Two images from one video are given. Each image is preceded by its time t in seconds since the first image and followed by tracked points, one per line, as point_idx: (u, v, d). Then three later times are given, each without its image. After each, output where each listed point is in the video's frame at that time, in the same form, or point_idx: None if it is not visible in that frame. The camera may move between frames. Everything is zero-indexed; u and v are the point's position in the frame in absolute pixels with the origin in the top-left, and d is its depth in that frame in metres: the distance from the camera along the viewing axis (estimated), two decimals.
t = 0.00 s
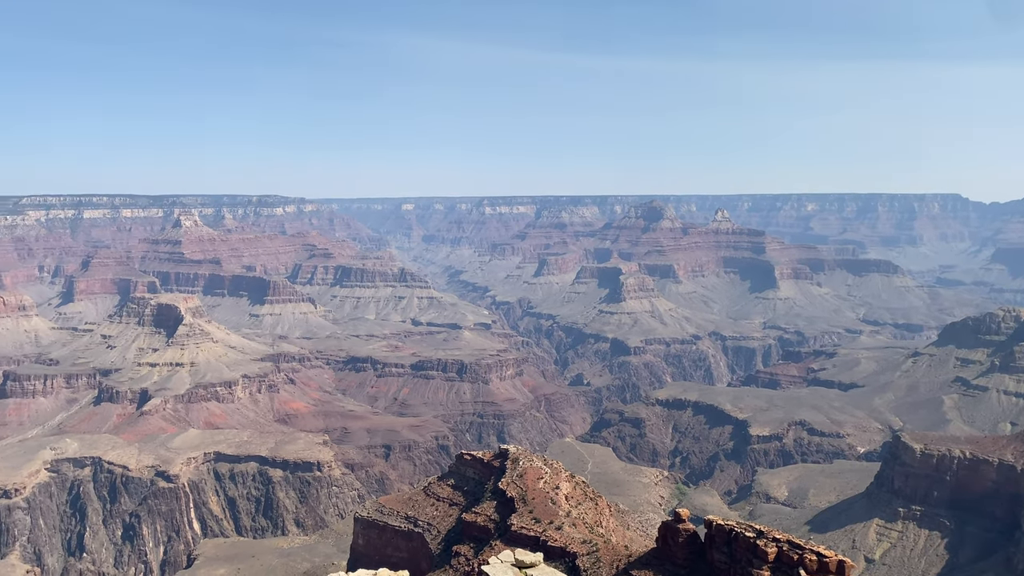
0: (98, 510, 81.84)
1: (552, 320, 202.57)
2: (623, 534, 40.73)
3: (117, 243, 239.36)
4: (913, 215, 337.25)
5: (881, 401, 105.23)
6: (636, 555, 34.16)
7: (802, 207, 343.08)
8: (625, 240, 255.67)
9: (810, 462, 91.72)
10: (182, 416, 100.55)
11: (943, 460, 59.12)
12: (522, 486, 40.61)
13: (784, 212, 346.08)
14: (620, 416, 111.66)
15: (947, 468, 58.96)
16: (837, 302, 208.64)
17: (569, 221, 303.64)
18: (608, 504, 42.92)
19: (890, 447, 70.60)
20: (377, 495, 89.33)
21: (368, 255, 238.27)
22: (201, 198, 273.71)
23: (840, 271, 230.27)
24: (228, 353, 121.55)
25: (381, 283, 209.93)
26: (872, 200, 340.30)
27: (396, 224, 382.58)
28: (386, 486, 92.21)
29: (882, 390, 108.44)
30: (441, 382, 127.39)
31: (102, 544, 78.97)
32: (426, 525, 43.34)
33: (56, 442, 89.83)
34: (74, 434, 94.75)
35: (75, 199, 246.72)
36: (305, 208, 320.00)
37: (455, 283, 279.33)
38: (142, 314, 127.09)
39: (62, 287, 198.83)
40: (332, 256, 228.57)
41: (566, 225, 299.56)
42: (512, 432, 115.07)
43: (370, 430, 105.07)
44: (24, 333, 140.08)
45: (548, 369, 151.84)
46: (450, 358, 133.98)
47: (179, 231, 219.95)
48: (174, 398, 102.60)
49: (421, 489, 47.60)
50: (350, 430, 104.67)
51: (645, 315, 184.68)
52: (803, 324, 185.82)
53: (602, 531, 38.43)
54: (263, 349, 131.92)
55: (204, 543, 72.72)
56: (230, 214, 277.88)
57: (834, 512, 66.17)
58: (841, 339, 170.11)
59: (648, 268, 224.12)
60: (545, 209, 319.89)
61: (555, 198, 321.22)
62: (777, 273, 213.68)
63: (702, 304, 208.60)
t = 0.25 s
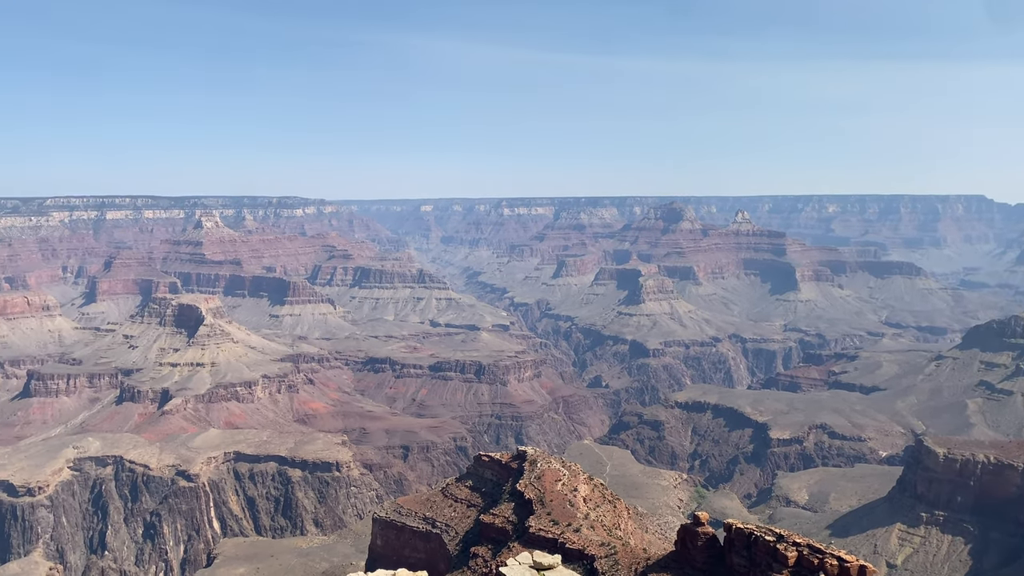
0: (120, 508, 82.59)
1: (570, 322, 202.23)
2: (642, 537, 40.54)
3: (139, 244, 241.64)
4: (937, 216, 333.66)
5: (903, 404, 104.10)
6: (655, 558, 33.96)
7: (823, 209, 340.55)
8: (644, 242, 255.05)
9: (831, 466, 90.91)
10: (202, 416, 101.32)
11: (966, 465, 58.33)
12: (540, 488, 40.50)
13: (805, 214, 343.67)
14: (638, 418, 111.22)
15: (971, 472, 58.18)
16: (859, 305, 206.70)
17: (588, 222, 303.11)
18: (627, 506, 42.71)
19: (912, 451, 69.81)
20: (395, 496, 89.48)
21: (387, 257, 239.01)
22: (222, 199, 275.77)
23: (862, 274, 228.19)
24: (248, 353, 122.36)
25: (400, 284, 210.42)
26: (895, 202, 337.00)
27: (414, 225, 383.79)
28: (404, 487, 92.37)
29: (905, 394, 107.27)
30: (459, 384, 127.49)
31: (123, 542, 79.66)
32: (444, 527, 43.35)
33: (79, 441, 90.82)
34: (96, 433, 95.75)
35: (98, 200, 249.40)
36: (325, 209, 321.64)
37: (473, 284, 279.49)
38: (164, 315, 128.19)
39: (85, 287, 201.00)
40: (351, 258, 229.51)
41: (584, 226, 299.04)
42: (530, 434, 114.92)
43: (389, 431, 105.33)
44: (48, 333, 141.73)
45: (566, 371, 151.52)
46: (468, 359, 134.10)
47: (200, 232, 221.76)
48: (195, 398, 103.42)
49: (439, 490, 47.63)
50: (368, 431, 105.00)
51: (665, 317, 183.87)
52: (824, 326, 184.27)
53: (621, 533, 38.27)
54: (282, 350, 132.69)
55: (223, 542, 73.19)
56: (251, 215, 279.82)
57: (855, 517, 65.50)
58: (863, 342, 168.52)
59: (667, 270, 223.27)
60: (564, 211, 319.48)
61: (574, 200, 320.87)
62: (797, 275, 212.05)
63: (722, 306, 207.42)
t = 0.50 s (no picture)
0: (146, 506, 83.49)
1: (592, 324, 201.86)
2: (664, 540, 40.33)
3: (165, 245, 244.41)
4: (965, 218, 329.30)
5: (930, 409, 102.82)
6: (677, 561, 33.75)
7: (848, 211, 337.81)
8: (667, 244, 254.23)
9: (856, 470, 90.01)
10: (227, 416, 102.26)
11: (995, 471, 57.48)
12: (561, 490, 40.44)
13: (830, 216, 340.97)
14: (661, 421, 110.73)
15: (999, 478, 57.35)
16: (884, 307, 204.44)
17: (610, 224, 302.48)
18: (649, 510, 42.49)
19: (939, 456, 68.87)
20: (417, 497, 89.70)
21: (410, 258, 239.91)
22: (247, 201, 278.34)
23: (888, 276, 225.64)
24: (272, 353, 123.33)
25: (422, 286, 211.12)
26: (922, 204, 333.08)
27: (437, 227, 385.08)
28: (426, 488, 92.60)
29: (931, 398, 105.92)
30: (481, 385, 127.66)
31: (148, 540, 80.49)
32: (465, 528, 43.38)
33: (105, 439, 92.00)
34: (123, 432, 96.92)
35: (126, 202, 252.51)
36: (348, 211, 323.58)
37: (495, 286, 279.71)
38: (189, 315, 129.52)
39: (113, 288, 203.65)
40: (373, 259, 230.66)
41: (607, 228, 298.48)
42: (551, 436, 114.81)
43: (411, 432, 105.65)
44: (76, 333, 143.72)
45: (588, 373, 151.18)
46: (490, 361, 134.21)
47: (225, 233, 223.88)
48: (220, 398, 104.41)
49: (460, 492, 47.68)
50: (390, 432, 105.40)
51: (687, 319, 182.97)
52: (850, 329, 182.53)
53: (643, 536, 38.08)
54: (306, 350, 133.64)
55: (247, 541, 73.74)
56: (275, 216, 282.15)
57: (881, 522, 64.74)
58: (889, 345, 166.67)
59: (690, 272, 222.18)
60: (586, 213, 319.02)
61: (596, 201, 320.37)
62: (822, 277, 210.16)
63: (746, 309, 206.08)
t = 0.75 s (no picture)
0: (170, 505, 84.29)
1: (614, 326, 201.26)
2: (687, 544, 40.08)
3: (190, 246, 246.99)
4: (994, 221, 324.58)
5: (957, 414, 101.39)
6: (699, 566, 33.52)
7: (874, 213, 335.04)
8: (689, 246, 253.08)
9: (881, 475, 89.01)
10: (250, 416, 103.07)
11: None
12: (583, 493, 40.32)
13: (855, 218, 337.97)
14: (683, 424, 110.14)
15: None
16: (911, 311, 201.87)
17: (632, 226, 301.54)
18: (671, 513, 42.23)
19: (966, 462, 67.89)
20: (438, 498, 89.82)
21: (432, 260, 240.46)
22: (271, 203, 280.64)
23: (914, 279, 222.99)
24: (295, 354, 124.17)
25: (444, 287, 211.51)
26: (949, 206, 328.72)
27: (459, 229, 385.95)
28: (447, 489, 92.73)
29: (959, 403, 104.43)
30: (502, 387, 127.68)
31: (173, 538, 81.24)
32: (486, 530, 43.37)
33: (131, 438, 93.09)
34: (148, 431, 97.98)
35: (152, 203, 255.33)
36: (371, 213, 325.17)
37: (517, 288, 279.69)
38: (214, 316, 130.73)
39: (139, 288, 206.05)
40: (396, 260, 231.50)
41: (629, 230, 297.60)
42: (573, 438, 114.57)
43: (432, 433, 105.90)
44: (103, 333, 145.56)
45: (609, 376, 150.66)
46: (511, 362, 134.21)
47: (249, 235, 225.78)
48: (243, 398, 105.28)
49: (481, 493, 47.68)
50: (412, 433, 105.72)
51: (710, 322, 181.87)
52: (875, 333, 180.49)
53: (664, 540, 37.86)
54: (328, 351, 134.44)
55: (269, 540, 74.24)
56: (299, 218, 284.14)
57: (907, 528, 63.97)
58: (916, 349, 164.63)
59: (714, 275, 220.84)
60: (608, 214, 318.24)
61: (618, 203, 319.54)
62: (847, 280, 207.96)
63: (770, 312, 204.45)
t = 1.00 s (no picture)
0: (194, 504, 85.08)
1: (636, 328, 200.58)
2: (708, 548, 39.83)
3: (215, 247, 249.45)
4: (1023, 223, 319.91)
5: (985, 419, 99.95)
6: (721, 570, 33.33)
7: (900, 215, 333.35)
8: (712, 248, 251.91)
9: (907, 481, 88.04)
10: (273, 416, 103.86)
11: None
12: (604, 495, 40.20)
13: (881, 220, 335.91)
14: (705, 427, 109.51)
15: None
16: (937, 314, 199.39)
17: (655, 228, 300.55)
18: (693, 516, 41.99)
19: (994, 468, 66.92)
20: (458, 499, 89.95)
21: (453, 261, 240.97)
22: (295, 204, 282.88)
23: (941, 282, 220.35)
24: (318, 354, 124.96)
25: (465, 288, 211.85)
26: (977, 208, 324.38)
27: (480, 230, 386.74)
28: (468, 491, 92.85)
29: (987, 407, 102.90)
30: (523, 389, 127.67)
31: (196, 537, 82.00)
32: (507, 531, 43.37)
33: (156, 437, 94.11)
34: (173, 430, 98.98)
35: (177, 205, 257.97)
36: (393, 214, 326.62)
37: (538, 289, 279.63)
38: (238, 316, 131.88)
39: (164, 289, 208.30)
40: (417, 262, 232.24)
41: (651, 232, 296.61)
42: (594, 440, 114.31)
43: (453, 434, 106.09)
44: (128, 333, 147.24)
45: (631, 378, 150.15)
46: (532, 364, 134.13)
47: (273, 236, 227.53)
48: (266, 398, 106.10)
49: (502, 494, 47.65)
50: (433, 433, 106.00)
51: (733, 324, 180.71)
52: (901, 336, 178.51)
53: (686, 543, 37.68)
54: (350, 352, 135.14)
55: (292, 539, 74.72)
56: (322, 219, 285.98)
57: (933, 534, 63.17)
58: (942, 352, 162.64)
59: (737, 277, 219.46)
60: (630, 216, 317.38)
61: (641, 205, 318.53)
62: (873, 282, 205.80)
63: (793, 314, 202.88)
